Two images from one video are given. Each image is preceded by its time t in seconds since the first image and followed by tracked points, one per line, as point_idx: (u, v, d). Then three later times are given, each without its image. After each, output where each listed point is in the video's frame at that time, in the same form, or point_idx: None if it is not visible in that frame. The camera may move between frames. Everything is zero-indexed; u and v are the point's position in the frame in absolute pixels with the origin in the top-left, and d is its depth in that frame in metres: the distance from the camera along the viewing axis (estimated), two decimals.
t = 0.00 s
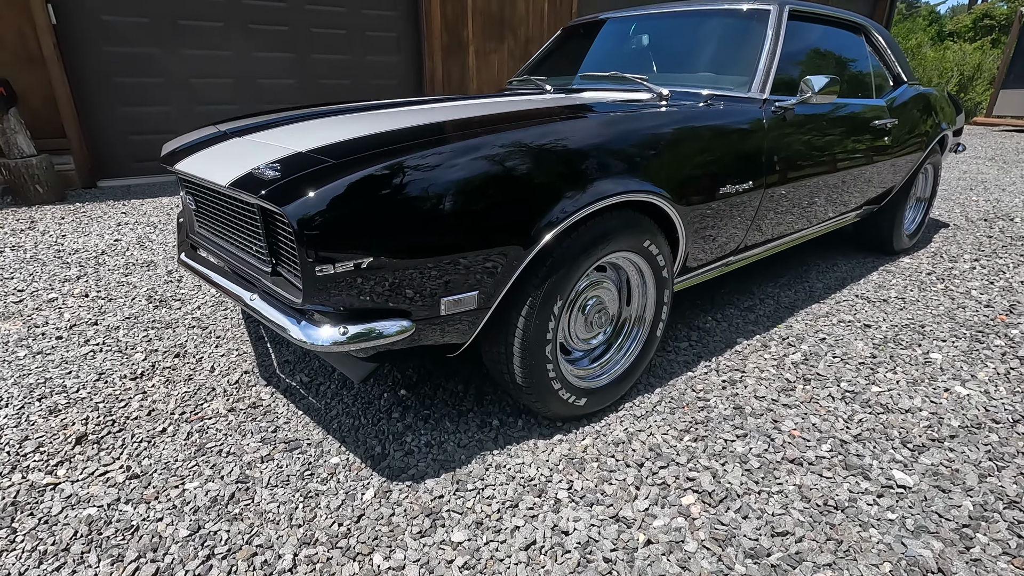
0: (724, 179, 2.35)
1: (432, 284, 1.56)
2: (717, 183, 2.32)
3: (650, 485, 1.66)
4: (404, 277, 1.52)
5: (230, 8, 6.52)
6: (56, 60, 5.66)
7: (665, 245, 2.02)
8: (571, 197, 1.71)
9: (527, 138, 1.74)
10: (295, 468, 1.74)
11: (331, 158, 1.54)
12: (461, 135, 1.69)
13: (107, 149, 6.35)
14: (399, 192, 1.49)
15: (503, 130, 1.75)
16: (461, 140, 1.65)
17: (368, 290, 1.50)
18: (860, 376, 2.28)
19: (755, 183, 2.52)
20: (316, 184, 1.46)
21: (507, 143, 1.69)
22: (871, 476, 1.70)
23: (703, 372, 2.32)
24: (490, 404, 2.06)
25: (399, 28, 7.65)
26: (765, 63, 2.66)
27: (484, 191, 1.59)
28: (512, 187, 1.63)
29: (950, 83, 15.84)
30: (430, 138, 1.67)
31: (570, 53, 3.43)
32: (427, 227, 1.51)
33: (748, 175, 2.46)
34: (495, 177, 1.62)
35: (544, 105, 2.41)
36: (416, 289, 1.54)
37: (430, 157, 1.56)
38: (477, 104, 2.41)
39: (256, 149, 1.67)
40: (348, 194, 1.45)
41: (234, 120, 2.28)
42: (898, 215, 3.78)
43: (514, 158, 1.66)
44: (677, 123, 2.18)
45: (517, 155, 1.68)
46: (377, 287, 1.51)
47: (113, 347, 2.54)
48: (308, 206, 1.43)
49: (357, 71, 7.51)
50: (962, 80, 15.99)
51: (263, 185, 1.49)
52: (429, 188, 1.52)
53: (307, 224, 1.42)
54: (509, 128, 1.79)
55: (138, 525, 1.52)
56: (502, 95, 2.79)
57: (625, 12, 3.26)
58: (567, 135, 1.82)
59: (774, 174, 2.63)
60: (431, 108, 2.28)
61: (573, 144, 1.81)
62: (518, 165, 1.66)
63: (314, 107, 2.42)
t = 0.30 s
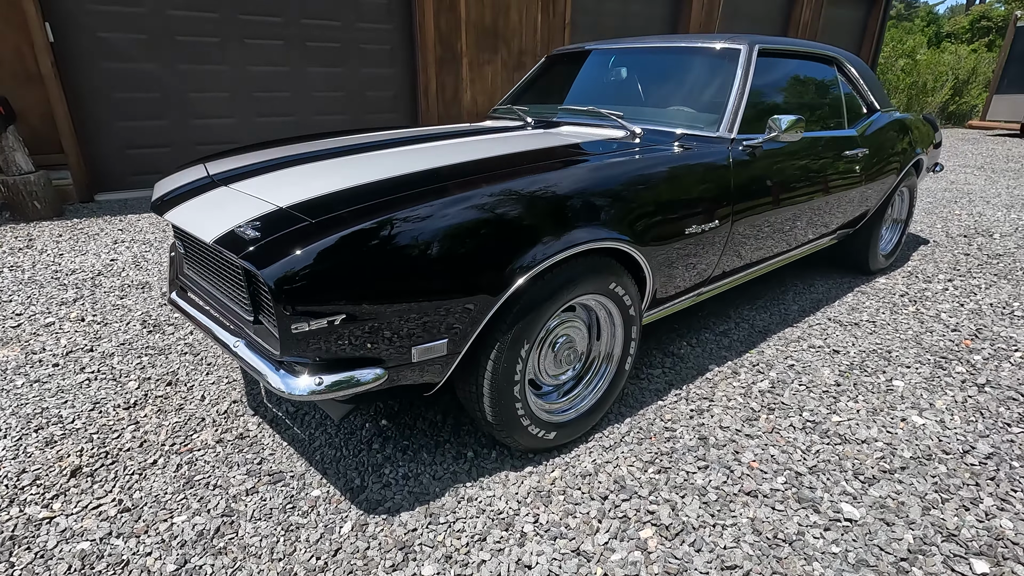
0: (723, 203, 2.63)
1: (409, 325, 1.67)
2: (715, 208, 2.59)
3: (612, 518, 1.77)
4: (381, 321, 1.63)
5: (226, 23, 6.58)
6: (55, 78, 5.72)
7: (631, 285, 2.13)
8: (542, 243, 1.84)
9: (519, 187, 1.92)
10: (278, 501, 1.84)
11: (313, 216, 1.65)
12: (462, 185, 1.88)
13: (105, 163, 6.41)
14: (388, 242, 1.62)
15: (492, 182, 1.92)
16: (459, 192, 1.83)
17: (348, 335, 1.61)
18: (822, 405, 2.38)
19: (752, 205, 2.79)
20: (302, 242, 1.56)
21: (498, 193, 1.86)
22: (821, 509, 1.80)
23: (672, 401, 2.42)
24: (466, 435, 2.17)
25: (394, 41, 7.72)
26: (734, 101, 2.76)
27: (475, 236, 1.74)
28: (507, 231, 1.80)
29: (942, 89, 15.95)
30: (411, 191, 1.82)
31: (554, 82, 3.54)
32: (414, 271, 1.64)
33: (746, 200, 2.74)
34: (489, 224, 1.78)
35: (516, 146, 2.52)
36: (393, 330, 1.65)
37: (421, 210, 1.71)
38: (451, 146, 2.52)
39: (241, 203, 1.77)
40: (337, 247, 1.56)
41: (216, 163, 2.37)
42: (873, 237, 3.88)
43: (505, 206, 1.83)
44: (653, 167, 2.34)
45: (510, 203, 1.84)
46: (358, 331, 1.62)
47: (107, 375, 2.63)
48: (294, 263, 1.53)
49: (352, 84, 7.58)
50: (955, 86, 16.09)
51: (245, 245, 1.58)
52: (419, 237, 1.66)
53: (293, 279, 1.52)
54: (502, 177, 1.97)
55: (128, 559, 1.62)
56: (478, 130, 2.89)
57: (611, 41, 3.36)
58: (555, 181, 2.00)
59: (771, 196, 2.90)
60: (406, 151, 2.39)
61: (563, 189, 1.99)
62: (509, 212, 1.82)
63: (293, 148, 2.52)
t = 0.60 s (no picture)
0: (718, 213, 2.76)
1: (397, 341, 1.74)
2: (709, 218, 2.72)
3: (591, 528, 1.83)
4: (370, 338, 1.70)
5: (221, 31, 6.60)
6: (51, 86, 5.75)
7: (612, 300, 2.20)
8: (526, 261, 1.91)
9: (511, 207, 2.00)
10: (268, 513, 1.90)
11: (303, 239, 1.71)
12: (460, 203, 1.98)
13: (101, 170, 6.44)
14: (379, 262, 1.69)
15: (484, 202, 2.00)
16: (454, 211, 1.91)
17: (337, 351, 1.68)
18: (800, 416, 2.45)
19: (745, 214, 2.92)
20: (294, 264, 1.62)
21: (491, 212, 1.94)
22: (793, 519, 1.86)
23: (655, 412, 2.48)
24: (453, 447, 2.23)
25: (388, 47, 7.77)
26: (715, 118, 2.84)
27: (469, 253, 1.82)
28: (502, 248, 1.88)
29: (936, 91, 16.05)
30: (401, 212, 1.89)
31: (543, 95, 3.61)
32: (405, 288, 1.72)
33: (740, 209, 2.88)
34: (481, 241, 1.86)
35: (502, 163, 2.58)
36: (381, 346, 1.72)
37: (414, 230, 1.79)
38: (438, 163, 2.58)
39: (233, 224, 1.83)
40: (329, 268, 1.63)
41: (207, 181, 2.42)
42: (857, 246, 3.95)
43: (498, 224, 1.91)
44: (639, 184, 2.42)
45: (502, 221, 1.93)
46: (348, 347, 1.68)
47: (103, 387, 2.68)
48: (286, 284, 1.59)
49: (348, 90, 7.63)
50: (949, 88, 16.20)
51: (235, 268, 1.64)
52: (411, 256, 1.74)
53: (285, 299, 1.58)
54: (496, 197, 2.06)
55: (122, 571, 1.68)
56: (465, 146, 2.95)
57: (600, 58, 3.45)
58: (546, 200, 2.08)
59: (763, 206, 3.04)
60: (394, 169, 2.45)
61: (553, 208, 2.07)
62: (501, 229, 1.90)
63: (283, 165, 2.57)
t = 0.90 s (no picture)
0: (715, 214, 2.75)
1: (386, 348, 1.71)
2: (706, 220, 2.71)
3: (581, 538, 1.80)
4: (357, 345, 1.67)
5: (213, 31, 6.52)
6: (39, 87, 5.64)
7: (603, 305, 2.17)
8: (516, 265, 1.88)
9: (506, 210, 1.99)
10: (252, 524, 1.86)
11: (289, 244, 1.68)
12: (453, 207, 1.96)
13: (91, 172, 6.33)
14: (369, 266, 1.67)
15: (476, 206, 1.98)
16: (447, 215, 1.90)
17: (324, 359, 1.64)
18: (794, 420, 2.42)
19: (741, 216, 2.91)
20: (280, 269, 1.59)
21: (485, 216, 1.93)
22: (786, 527, 1.84)
23: (647, 417, 2.46)
24: (442, 454, 2.19)
25: (382, 47, 7.72)
26: (708, 118, 2.82)
27: (461, 256, 1.80)
28: (496, 251, 1.87)
29: (931, 90, 16.09)
30: (391, 216, 1.87)
31: (535, 96, 3.58)
32: (395, 293, 1.69)
33: (737, 210, 2.87)
34: (474, 244, 1.84)
35: (492, 166, 2.56)
36: (369, 353, 1.69)
37: (405, 234, 1.77)
38: (427, 166, 2.56)
39: (216, 230, 1.79)
40: (317, 273, 1.60)
41: (190, 186, 2.38)
42: (851, 248, 3.94)
43: (492, 228, 1.89)
44: (633, 187, 2.40)
45: (497, 225, 1.91)
46: (336, 355, 1.65)
47: (87, 394, 2.64)
48: (271, 290, 1.55)
49: (341, 91, 7.57)
50: (943, 87, 16.26)
51: (215, 276, 1.60)
52: (403, 259, 1.72)
53: (270, 306, 1.54)
54: (490, 201, 2.04)
55: None
56: (455, 148, 2.92)
57: (592, 59, 3.43)
58: (540, 203, 2.07)
59: (759, 207, 3.04)
60: (383, 173, 2.42)
61: (547, 211, 2.06)
62: (496, 233, 1.88)
63: (269, 168, 2.53)
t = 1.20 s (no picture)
0: (713, 217, 2.70)
1: (372, 359, 1.65)
2: (704, 223, 2.66)
3: (570, 557, 1.74)
4: (341, 358, 1.60)
5: (205, 31, 6.44)
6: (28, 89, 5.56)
7: (594, 313, 2.12)
8: (508, 272, 1.83)
9: (501, 215, 1.94)
10: (230, 542, 1.80)
11: (271, 252, 1.62)
12: (447, 211, 1.91)
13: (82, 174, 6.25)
14: (357, 273, 1.61)
15: (471, 210, 1.93)
16: (441, 220, 1.85)
17: (305, 372, 1.58)
18: (791, 430, 2.36)
19: (739, 220, 2.86)
20: (262, 277, 1.53)
21: (479, 221, 1.88)
22: (783, 545, 1.78)
23: (641, 427, 2.39)
24: (429, 467, 2.13)
25: (377, 48, 7.66)
26: (702, 121, 2.76)
27: (456, 262, 1.75)
28: (491, 257, 1.82)
29: (930, 90, 16.04)
30: (379, 222, 1.81)
31: (528, 97, 3.52)
32: (384, 301, 1.63)
33: (735, 213, 2.83)
34: (467, 250, 1.79)
35: (484, 169, 2.50)
36: (354, 365, 1.63)
37: (396, 240, 1.71)
38: (416, 170, 2.50)
39: (191, 238, 1.72)
40: (302, 280, 1.55)
41: (170, 191, 2.32)
42: (849, 251, 3.88)
43: (487, 233, 1.84)
44: (630, 190, 2.35)
45: (491, 230, 1.86)
46: (319, 367, 1.59)
47: (67, 404, 2.57)
48: (251, 298, 1.49)
49: (336, 91, 7.51)
50: (942, 87, 16.21)
51: (185, 288, 1.54)
52: (395, 265, 1.67)
53: (249, 316, 1.48)
54: (483, 205, 1.99)
55: None
56: (446, 151, 2.86)
57: (586, 59, 3.37)
58: (534, 208, 2.02)
59: (757, 210, 2.99)
60: (370, 177, 2.36)
61: (541, 215, 2.01)
62: (490, 238, 1.84)
63: (253, 173, 2.47)
